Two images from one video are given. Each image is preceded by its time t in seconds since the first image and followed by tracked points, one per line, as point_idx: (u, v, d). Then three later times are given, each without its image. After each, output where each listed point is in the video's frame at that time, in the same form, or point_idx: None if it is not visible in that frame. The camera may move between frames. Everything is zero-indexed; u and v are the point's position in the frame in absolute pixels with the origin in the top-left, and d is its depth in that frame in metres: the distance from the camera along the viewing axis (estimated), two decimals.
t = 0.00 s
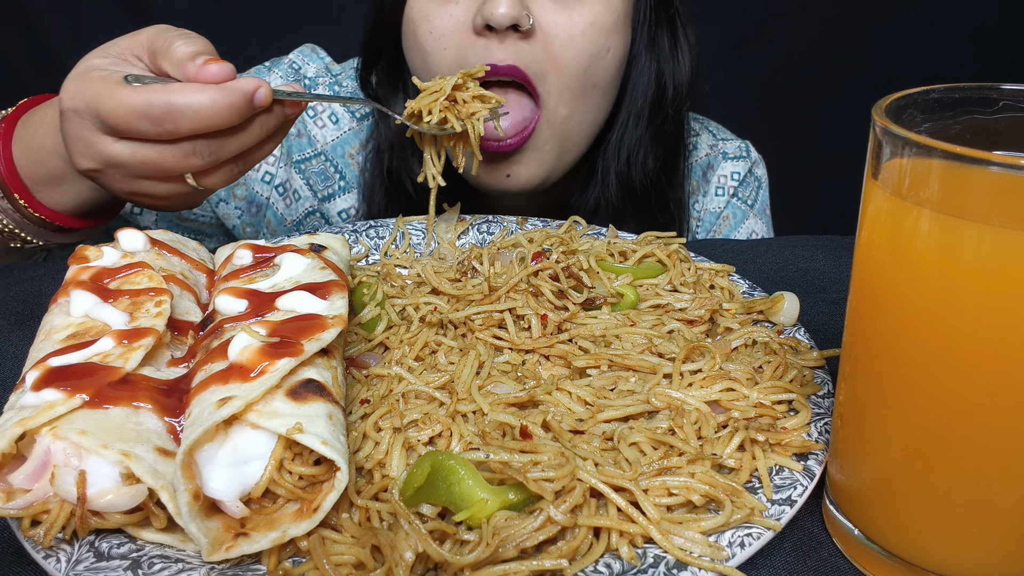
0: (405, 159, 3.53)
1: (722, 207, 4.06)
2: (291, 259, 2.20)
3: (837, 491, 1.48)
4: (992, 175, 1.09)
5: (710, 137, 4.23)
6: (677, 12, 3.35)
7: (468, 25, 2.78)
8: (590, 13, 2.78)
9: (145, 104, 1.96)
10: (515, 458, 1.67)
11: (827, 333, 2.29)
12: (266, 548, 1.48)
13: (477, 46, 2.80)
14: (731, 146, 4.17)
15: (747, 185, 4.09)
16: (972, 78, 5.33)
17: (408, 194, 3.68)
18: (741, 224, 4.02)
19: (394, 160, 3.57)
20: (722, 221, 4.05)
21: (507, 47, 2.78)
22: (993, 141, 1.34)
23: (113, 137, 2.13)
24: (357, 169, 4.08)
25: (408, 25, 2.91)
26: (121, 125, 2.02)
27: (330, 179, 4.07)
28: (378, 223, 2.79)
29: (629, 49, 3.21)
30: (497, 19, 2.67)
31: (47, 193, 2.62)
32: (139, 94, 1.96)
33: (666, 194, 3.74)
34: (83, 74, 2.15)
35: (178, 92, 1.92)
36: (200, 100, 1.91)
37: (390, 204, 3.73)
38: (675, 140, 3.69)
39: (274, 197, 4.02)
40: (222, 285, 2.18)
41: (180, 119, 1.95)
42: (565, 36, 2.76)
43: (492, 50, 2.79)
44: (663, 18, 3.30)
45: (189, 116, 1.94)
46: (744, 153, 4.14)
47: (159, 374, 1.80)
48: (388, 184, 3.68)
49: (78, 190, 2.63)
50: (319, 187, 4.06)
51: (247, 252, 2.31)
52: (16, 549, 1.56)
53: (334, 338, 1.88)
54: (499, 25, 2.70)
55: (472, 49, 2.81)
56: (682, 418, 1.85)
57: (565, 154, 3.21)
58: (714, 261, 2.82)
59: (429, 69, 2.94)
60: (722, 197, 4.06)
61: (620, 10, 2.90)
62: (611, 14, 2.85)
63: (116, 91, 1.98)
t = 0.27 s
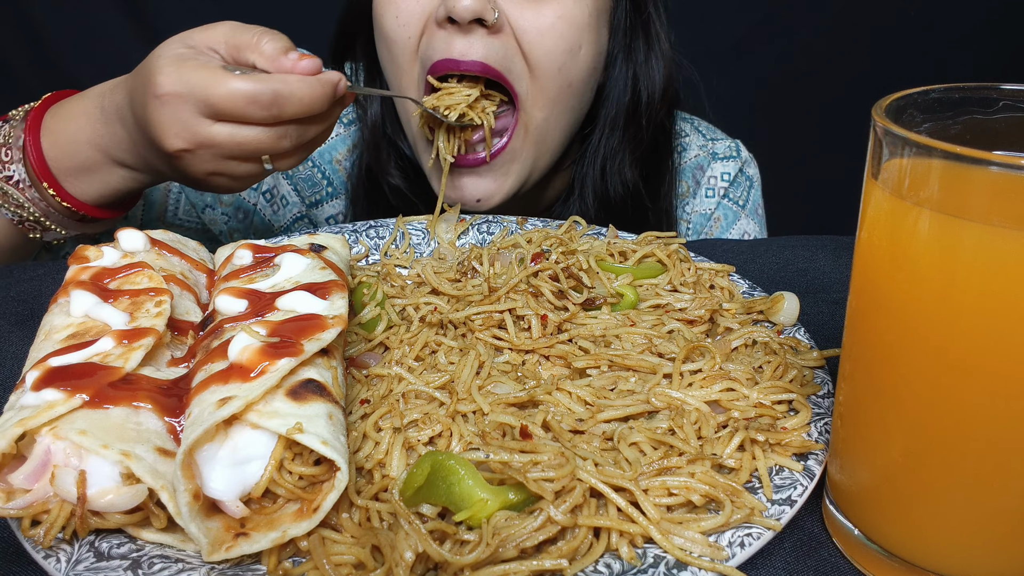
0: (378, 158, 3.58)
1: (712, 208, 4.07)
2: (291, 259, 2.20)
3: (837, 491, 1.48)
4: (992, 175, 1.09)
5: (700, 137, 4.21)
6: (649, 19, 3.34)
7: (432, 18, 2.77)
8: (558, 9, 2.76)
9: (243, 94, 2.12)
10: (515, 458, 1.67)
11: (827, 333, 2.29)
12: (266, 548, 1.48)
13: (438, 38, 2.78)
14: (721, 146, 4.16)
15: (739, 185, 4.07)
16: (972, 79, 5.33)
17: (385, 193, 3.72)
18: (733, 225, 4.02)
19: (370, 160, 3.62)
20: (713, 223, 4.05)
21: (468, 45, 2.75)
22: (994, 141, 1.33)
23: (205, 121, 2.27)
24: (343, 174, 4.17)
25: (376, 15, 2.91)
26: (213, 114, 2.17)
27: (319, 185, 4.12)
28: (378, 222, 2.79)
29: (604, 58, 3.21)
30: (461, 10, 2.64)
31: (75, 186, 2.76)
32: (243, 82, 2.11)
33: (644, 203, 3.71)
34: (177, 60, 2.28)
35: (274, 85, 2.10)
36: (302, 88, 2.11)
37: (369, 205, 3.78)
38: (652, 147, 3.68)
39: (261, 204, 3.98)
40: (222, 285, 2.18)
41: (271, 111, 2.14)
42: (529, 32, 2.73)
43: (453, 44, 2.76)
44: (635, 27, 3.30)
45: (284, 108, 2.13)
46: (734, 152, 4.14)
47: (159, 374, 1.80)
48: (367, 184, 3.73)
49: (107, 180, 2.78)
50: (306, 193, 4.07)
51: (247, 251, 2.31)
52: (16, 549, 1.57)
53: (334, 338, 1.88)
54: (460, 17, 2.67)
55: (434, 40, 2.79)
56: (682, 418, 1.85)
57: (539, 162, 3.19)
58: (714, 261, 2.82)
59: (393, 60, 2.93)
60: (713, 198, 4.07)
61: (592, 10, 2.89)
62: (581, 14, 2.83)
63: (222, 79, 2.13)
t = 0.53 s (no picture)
0: (380, 161, 3.63)
1: (714, 208, 4.06)
2: (291, 259, 2.20)
3: (837, 491, 1.48)
4: (992, 175, 1.09)
5: (702, 137, 4.23)
6: (652, 23, 3.36)
7: (431, 32, 2.81)
8: (552, 23, 2.77)
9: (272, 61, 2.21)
10: (515, 458, 1.67)
11: (827, 333, 2.29)
12: (266, 548, 1.48)
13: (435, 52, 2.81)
14: (724, 147, 4.17)
15: (741, 185, 4.07)
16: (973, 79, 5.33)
17: (386, 194, 3.74)
18: (735, 225, 4.01)
19: (372, 161, 3.65)
20: (715, 222, 4.04)
21: (464, 62, 2.79)
22: (994, 141, 1.33)
23: (233, 90, 2.31)
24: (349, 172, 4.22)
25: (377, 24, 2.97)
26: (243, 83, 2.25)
27: (323, 182, 4.15)
28: (378, 223, 2.79)
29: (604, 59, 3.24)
30: (455, 27, 2.67)
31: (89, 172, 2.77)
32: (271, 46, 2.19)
33: (646, 206, 3.67)
34: (204, 28, 2.32)
35: (300, 48, 2.21)
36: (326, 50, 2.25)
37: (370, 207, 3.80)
38: (654, 152, 3.68)
39: (266, 200, 3.99)
40: (222, 285, 2.18)
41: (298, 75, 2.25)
42: (524, 45, 2.75)
43: (450, 58, 2.80)
44: (637, 29, 3.32)
45: (306, 72, 2.25)
46: (736, 152, 4.15)
47: (159, 374, 1.80)
48: (369, 185, 3.76)
49: (117, 163, 2.81)
50: (311, 190, 4.10)
51: (247, 251, 2.31)
52: (16, 549, 1.57)
53: (334, 337, 1.88)
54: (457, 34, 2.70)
55: (432, 53, 2.83)
56: (682, 418, 1.85)
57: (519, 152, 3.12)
58: (714, 261, 2.82)
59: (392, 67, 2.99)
60: (715, 197, 4.06)
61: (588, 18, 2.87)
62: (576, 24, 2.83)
63: (249, 45, 2.20)
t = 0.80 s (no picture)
0: (393, 162, 3.61)
1: (719, 206, 4.06)
2: (291, 259, 2.20)
3: (836, 491, 1.48)
4: (992, 175, 1.09)
5: (707, 135, 4.22)
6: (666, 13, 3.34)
7: (450, 37, 2.81)
8: (568, 23, 2.77)
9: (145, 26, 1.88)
10: (515, 458, 1.67)
11: (827, 333, 2.29)
12: (266, 548, 1.48)
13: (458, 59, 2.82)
14: (729, 146, 4.18)
15: (746, 185, 4.10)
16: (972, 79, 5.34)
17: (399, 195, 3.70)
18: (740, 224, 4.01)
19: (384, 161, 3.63)
20: (720, 221, 4.03)
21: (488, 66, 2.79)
22: (994, 141, 1.33)
23: (112, 59, 1.98)
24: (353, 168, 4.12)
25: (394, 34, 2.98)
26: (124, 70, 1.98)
27: (327, 177, 4.13)
28: (378, 223, 2.79)
29: (618, 51, 3.21)
30: (475, 36, 2.69)
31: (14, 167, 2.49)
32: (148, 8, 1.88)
33: (658, 195, 3.69)
34: None
35: (182, 12, 1.88)
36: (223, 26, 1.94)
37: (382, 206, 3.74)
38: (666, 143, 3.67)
39: (271, 195, 4.13)
40: (222, 285, 2.18)
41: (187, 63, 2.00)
42: (542, 46, 2.76)
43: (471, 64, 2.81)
44: (652, 20, 3.30)
45: (200, 59, 2.02)
46: (742, 152, 4.16)
47: (159, 374, 1.80)
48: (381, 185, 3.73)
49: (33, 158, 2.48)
50: (316, 185, 4.13)
51: (247, 251, 2.31)
52: (15, 549, 1.56)
53: (334, 338, 1.88)
54: (477, 41, 2.71)
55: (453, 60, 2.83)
56: (682, 418, 1.85)
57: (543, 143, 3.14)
58: (715, 261, 2.82)
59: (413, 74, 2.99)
60: (720, 196, 4.06)
61: (602, 17, 2.86)
62: (592, 23, 2.82)
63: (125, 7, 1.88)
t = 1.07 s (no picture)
0: (398, 160, 3.60)
1: (721, 205, 4.06)
2: (291, 259, 2.20)
3: (836, 491, 1.48)
4: (992, 175, 1.09)
5: (710, 135, 4.21)
6: (675, 13, 3.39)
7: (463, 39, 2.81)
8: (580, 23, 2.77)
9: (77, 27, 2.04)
10: (514, 458, 1.67)
11: (827, 333, 2.29)
12: (266, 548, 1.48)
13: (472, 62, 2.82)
14: (731, 146, 4.17)
15: (747, 184, 4.10)
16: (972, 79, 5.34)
17: (404, 194, 3.69)
18: (741, 223, 4.02)
19: (389, 160, 3.62)
20: (721, 220, 4.04)
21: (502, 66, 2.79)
22: (994, 141, 1.34)
23: (28, 60, 2.15)
24: (354, 168, 4.09)
25: (404, 36, 2.96)
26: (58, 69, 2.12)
27: (326, 178, 4.09)
28: (378, 223, 2.79)
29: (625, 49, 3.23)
30: (489, 39, 2.69)
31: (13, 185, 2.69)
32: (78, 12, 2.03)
33: (663, 193, 3.70)
34: None
35: (100, 14, 2.04)
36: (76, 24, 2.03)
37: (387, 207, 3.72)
38: (671, 142, 3.68)
39: (267, 201, 4.09)
40: (222, 285, 2.18)
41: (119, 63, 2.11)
42: (555, 47, 2.76)
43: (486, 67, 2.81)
44: (659, 20, 3.32)
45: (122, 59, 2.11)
46: (744, 152, 4.15)
47: (159, 374, 1.80)
48: (386, 183, 3.71)
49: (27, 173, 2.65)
50: (316, 188, 4.08)
51: (247, 251, 2.31)
52: (16, 549, 1.56)
53: (335, 337, 1.88)
54: (491, 44, 2.71)
55: (467, 62, 2.83)
56: (682, 418, 1.85)
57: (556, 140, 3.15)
58: (715, 261, 2.82)
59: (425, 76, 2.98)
60: (721, 195, 4.06)
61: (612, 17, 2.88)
62: (602, 23, 2.83)
63: (53, 11, 2.04)
